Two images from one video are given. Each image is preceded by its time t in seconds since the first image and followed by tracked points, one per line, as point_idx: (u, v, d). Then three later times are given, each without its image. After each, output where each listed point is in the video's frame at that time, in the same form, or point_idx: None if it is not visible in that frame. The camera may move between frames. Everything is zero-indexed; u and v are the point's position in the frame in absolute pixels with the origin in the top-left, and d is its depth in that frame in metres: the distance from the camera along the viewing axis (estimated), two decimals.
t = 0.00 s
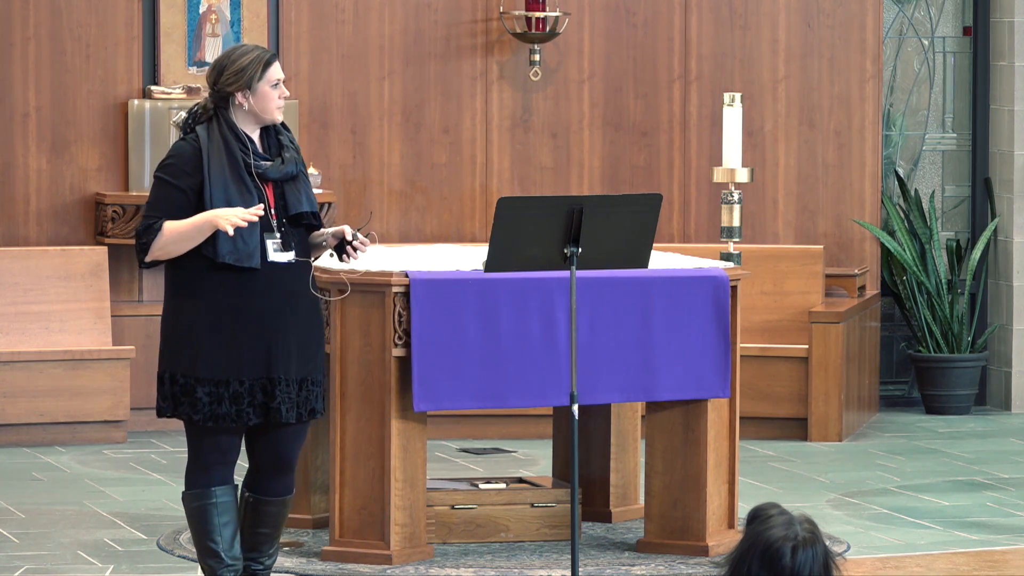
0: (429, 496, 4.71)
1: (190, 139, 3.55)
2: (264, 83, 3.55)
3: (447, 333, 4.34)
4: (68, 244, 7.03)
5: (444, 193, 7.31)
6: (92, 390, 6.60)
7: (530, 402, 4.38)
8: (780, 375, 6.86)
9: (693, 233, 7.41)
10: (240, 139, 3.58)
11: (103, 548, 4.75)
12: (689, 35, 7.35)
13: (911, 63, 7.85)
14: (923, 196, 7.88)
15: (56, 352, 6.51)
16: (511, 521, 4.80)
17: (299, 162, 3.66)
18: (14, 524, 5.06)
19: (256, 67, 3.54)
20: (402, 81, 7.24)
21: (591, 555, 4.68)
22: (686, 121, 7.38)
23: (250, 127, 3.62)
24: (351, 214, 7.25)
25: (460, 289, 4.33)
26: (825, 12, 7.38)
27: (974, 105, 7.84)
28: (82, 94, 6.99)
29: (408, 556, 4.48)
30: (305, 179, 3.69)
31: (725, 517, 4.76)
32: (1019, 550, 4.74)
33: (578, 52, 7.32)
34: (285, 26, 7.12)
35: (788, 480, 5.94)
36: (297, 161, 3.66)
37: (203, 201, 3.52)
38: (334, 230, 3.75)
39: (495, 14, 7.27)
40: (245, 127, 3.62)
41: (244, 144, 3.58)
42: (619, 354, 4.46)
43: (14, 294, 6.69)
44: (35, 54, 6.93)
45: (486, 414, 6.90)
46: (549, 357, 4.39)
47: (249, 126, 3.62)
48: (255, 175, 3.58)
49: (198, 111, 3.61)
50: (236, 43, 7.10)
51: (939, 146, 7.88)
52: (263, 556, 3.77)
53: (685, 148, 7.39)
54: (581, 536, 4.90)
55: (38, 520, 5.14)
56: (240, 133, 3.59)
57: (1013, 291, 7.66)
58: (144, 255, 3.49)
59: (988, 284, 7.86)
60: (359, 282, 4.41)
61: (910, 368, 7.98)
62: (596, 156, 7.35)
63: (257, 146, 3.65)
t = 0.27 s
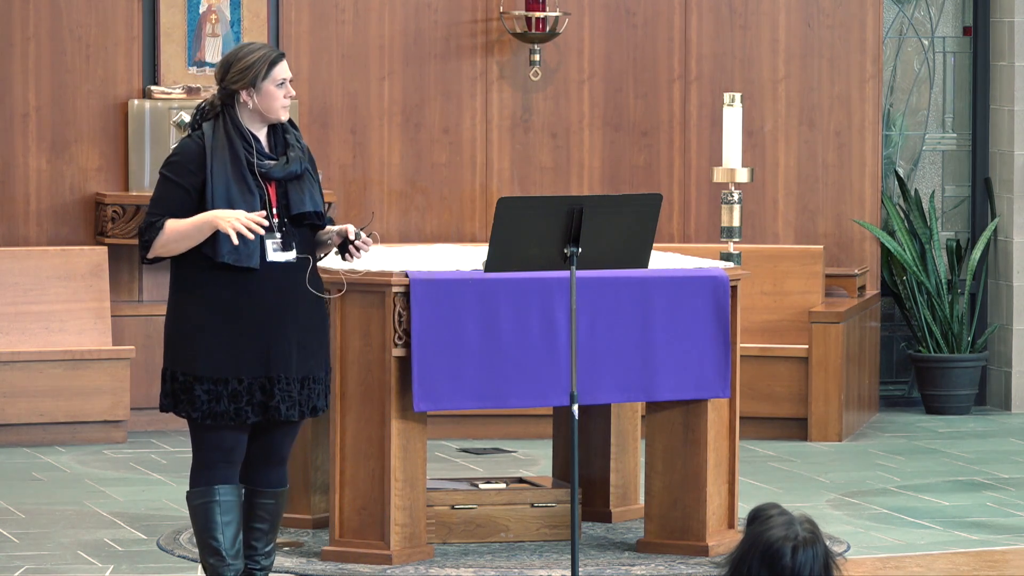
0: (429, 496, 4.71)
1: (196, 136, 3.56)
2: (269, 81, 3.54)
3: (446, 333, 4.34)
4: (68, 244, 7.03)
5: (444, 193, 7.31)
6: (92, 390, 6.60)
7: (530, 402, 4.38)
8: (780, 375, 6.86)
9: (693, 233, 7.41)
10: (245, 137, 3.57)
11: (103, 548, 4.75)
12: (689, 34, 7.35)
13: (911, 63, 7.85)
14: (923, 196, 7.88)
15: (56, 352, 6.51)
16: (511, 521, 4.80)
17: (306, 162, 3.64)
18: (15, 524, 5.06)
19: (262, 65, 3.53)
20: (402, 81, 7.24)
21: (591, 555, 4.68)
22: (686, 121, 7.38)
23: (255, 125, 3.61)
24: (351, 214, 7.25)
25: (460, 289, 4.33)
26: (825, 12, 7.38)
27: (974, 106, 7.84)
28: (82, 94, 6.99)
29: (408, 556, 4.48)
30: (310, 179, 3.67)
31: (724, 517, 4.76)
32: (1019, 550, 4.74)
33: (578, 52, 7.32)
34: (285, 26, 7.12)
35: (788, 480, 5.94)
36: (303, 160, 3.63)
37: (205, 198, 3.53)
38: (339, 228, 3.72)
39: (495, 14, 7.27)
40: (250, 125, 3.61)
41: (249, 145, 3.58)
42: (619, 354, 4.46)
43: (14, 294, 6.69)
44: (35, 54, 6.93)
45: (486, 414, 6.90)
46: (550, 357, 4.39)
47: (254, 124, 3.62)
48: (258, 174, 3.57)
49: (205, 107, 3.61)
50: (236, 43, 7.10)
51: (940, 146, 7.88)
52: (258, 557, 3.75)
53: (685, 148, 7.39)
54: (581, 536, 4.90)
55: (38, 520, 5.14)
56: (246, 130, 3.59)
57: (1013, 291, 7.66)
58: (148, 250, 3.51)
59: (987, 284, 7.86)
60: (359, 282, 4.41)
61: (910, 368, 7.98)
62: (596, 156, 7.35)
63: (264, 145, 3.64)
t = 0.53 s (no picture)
0: (429, 496, 4.71)
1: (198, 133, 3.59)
2: (264, 84, 3.51)
3: (446, 333, 4.34)
4: (68, 244, 7.03)
5: (443, 193, 7.31)
6: (93, 390, 6.60)
7: (530, 402, 4.37)
8: (780, 375, 6.86)
9: (693, 232, 7.41)
10: (244, 138, 3.58)
11: (103, 548, 4.75)
12: (689, 34, 7.35)
13: (911, 63, 7.85)
14: (923, 196, 7.88)
15: (57, 351, 6.51)
16: (511, 521, 4.80)
17: (305, 168, 3.61)
18: (15, 524, 5.06)
19: (257, 68, 3.50)
20: (402, 81, 7.24)
21: (591, 556, 4.68)
22: (686, 121, 7.38)
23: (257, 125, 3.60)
24: (351, 214, 7.25)
25: (460, 289, 4.33)
26: (825, 12, 7.38)
27: (974, 106, 7.84)
28: (82, 94, 6.99)
29: (408, 556, 4.48)
30: (309, 185, 3.65)
31: (725, 517, 4.76)
32: (1019, 551, 4.74)
33: (578, 52, 7.32)
34: (285, 26, 7.12)
35: (788, 480, 5.94)
36: (301, 165, 3.61)
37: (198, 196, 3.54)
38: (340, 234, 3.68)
39: (495, 14, 7.27)
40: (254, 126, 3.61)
41: (248, 145, 3.58)
42: (619, 354, 4.46)
43: (14, 294, 6.69)
44: (35, 54, 6.93)
45: (486, 414, 6.91)
46: (550, 357, 4.39)
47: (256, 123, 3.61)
48: (252, 176, 3.57)
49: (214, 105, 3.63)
50: (236, 43, 7.10)
51: (940, 146, 7.88)
52: (258, 557, 3.70)
53: (685, 148, 7.39)
54: (581, 536, 4.90)
55: (38, 520, 5.14)
56: (247, 132, 3.60)
57: (1013, 291, 7.66)
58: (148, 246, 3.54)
59: (987, 284, 7.86)
60: (359, 283, 4.41)
61: (910, 368, 7.98)
62: (596, 156, 7.35)
63: (266, 146, 3.63)
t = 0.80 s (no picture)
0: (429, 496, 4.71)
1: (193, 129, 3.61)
2: (234, 88, 3.50)
3: (446, 332, 4.34)
4: (68, 244, 7.03)
5: (443, 193, 7.31)
6: (93, 390, 6.60)
7: (530, 402, 4.38)
8: (779, 375, 6.86)
9: (693, 233, 7.41)
10: (233, 136, 3.58)
11: (103, 548, 4.75)
12: (689, 34, 7.35)
13: (911, 63, 7.85)
14: (924, 196, 7.88)
15: (57, 351, 6.51)
16: (511, 521, 4.80)
17: (292, 168, 3.56)
18: (15, 524, 5.06)
19: (227, 72, 3.49)
20: (402, 81, 7.24)
21: (591, 556, 4.68)
22: (686, 121, 7.38)
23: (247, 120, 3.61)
24: (351, 214, 7.25)
25: (460, 289, 4.33)
26: (825, 12, 7.38)
27: (974, 106, 7.84)
28: (81, 94, 6.99)
29: (408, 556, 4.48)
30: (298, 186, 3.60)
31: (725, 517, 4.76)
32: (1020, 550, 4.74)
33: (578, 52, 7.32)
34: (285, 26, 7.12)
35: (788, 481, 5.94)
36: (288, 164, 3.56)
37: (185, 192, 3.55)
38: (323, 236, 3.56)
39: (495, 14, 7.27)
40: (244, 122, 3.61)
41: (237, 142, 3.57)
42: (619, 354, 4.46)
43: (14, 294, 6.69)
44: (35, 54, 6.93)
45: (486, 414, 6.90)
46: (550, 358, 4.39)
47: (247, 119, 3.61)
48: (237, 173, 3.55)
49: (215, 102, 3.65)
50: (236, 43, 7.09)
51: (940, 146, 7.88)
52: (256, 557, 3.68)
53: (685, 148, 7.39)
54: (582, 536, 4.90)
55: (38, 520, 5.14)
56: (237, 130, 3.59)
57: (1013, 291, 7.66)
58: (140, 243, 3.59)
59: (988, 284, 7.86)
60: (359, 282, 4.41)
61: (910, 368, 7.98)
62: (597, 156, 7.35)
63: (258, 145, 3.61)
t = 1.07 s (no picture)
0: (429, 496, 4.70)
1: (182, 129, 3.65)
2: (201, 89, 3.52)
3: (447, 332, 4.34)
4: (68, 244, 7.03)
5: (444, 193, 7.31)
6: (93, 390, 6.59)
7: (530, 402, 4.38)
8: (779, 375, 6.85)
9: (694, 233, 7.40)
10: (216, 133, 3.60)
11: (103, 548, 4.75)
12: (689, 34, 7.34)
13: (911, 63, 7.84)
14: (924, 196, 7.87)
15: (57, 351, 6.51)
16: (511, 521, 4.79)
17: (270, 163, 3.56)
18: (14, 525, 5.06)
19: (195, 72, 3.51)
20: (402, 81, 7.24)
21: (591, 556, 4.68)
22: (686, 121, 7.38)
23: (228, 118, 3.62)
24: (351, 215, 7.25)
25: (460, 289, 4.33)
26: (825, 12, 7.37)
27: (974, 106, 7.84)
28: (81, 94, 6.98)
29: (408, 556, 4.48)
30: (277, 182, 3.59)
31: (725, 517, 4.75)
32: (1020, 550, 4.74)
33: (578, 52, 7.32)
34: (285, 26, 7.12)
35: (788, 481, 5.93)
36: (267, 159, 3.56)
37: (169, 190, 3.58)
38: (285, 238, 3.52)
39: (495, 14, 7.27)
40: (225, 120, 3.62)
41: (219, 139, 3.59)
42: (619, 353, 4.45)
43: (14, 294, 6.70)
44: (35, 54, 6.93)
45: (486, 414, 6.90)
46: (550, 358, 4.39)
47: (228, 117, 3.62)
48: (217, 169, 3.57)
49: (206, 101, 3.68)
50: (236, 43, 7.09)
51: (940, 146, 7.88)
52: (255, 558, 3.67)
53: (686, 147, 7.38)
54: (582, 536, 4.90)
55: (38, 521, 5.13)
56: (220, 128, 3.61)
57: (1013, 291, 7.66)
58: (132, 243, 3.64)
59: (988, 284, 7.85)
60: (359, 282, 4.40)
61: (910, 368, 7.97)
62: (597, 156, 7.35)
63: (241, 141, 3.62)
